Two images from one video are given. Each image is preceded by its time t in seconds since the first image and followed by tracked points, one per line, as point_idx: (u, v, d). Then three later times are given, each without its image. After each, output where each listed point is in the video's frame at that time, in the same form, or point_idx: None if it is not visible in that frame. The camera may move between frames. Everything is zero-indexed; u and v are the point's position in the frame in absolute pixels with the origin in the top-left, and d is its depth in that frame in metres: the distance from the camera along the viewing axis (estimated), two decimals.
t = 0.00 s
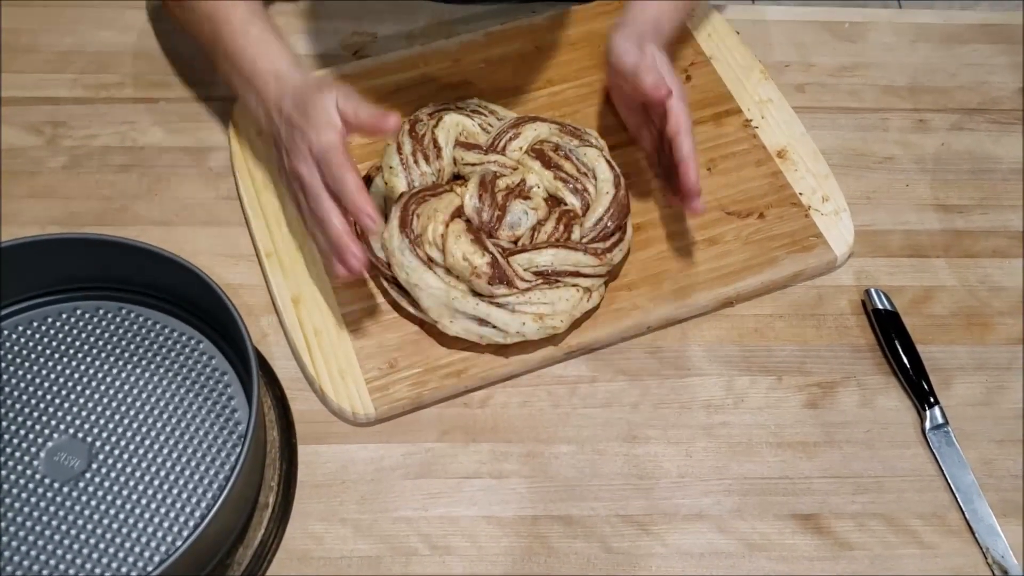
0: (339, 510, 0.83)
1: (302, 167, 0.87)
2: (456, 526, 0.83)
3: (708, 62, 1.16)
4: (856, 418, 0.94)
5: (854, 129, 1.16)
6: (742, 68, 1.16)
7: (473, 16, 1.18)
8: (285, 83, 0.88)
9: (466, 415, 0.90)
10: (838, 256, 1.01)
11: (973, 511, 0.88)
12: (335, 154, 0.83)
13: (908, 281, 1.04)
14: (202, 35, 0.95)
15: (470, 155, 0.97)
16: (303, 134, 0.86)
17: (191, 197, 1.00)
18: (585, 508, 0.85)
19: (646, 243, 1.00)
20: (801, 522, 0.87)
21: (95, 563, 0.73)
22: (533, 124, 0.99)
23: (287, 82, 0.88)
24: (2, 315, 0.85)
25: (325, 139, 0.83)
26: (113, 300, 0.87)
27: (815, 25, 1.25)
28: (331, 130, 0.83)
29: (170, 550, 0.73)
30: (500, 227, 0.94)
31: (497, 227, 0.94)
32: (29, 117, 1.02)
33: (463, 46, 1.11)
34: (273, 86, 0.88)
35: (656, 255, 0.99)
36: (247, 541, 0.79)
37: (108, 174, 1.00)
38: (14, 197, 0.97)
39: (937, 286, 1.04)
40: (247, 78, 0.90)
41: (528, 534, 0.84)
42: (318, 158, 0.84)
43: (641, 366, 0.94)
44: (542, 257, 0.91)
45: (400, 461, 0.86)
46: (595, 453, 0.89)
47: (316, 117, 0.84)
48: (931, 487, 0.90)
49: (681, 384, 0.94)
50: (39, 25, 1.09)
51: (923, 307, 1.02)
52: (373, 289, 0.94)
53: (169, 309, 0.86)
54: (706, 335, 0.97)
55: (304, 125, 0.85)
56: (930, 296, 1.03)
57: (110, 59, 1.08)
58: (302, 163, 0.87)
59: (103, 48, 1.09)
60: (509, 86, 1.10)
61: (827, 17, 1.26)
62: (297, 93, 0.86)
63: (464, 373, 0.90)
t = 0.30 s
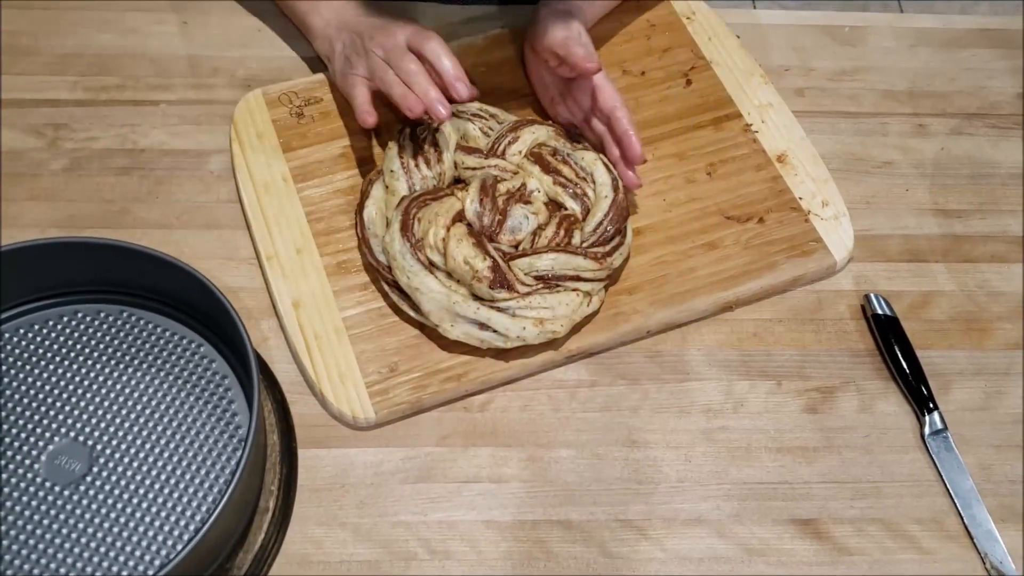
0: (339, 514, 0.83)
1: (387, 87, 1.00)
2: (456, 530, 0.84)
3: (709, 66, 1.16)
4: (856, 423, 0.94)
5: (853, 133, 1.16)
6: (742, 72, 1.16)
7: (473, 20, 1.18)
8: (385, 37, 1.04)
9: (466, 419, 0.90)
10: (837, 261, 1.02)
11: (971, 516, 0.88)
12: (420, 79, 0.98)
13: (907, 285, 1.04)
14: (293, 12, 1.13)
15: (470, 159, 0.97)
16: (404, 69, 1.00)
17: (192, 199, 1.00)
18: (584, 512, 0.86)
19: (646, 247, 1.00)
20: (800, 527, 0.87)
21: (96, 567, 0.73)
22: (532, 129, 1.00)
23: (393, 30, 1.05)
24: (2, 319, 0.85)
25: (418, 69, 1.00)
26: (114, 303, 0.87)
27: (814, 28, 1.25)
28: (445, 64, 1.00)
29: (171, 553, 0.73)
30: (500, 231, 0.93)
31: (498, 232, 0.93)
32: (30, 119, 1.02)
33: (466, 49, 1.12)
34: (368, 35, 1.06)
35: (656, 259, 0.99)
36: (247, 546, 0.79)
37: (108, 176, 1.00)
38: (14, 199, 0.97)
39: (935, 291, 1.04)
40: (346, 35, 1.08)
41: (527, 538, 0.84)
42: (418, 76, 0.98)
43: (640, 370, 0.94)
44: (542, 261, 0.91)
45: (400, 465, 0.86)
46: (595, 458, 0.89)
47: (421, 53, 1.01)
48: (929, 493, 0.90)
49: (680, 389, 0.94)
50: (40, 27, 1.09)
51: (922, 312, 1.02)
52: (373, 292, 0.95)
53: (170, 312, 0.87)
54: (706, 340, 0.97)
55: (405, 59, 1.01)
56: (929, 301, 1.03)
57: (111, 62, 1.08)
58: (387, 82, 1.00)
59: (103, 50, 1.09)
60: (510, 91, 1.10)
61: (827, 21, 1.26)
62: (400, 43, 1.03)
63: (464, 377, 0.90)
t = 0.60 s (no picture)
0: (338, 516, 0.83)
1: (457, 100, 0.97)
2: (455, 532, 0.83)
3: (710, 66, 1.15)
4: (856, 425, 0.94)
5: (854, 134, 1.16)
6: (744, 72, 1.16)
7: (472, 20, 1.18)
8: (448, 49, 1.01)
9: (466, 421, 0.89)
10: (838, 262, 1.01)
11: (972, 519, 0.88)
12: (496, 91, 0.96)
13: (908, 287, 1.04)
14: (317, 15, 1.09)
15: (471, 162, 0.99)
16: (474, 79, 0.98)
17: (192, 199, 1.00)
18: (584, 514, 0.85)
19: (647, 248, 1.00)
20: (801, 530, 0.87)
21: (95, 568, 0.73)
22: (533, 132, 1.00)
23: (455, 40, 1.02)
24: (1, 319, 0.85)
25: (490, 78, 0.97)
26: (113, 303, 0.87)
27: (815, 28, 1.25)
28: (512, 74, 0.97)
29: (171, 555, 0.73)
30: (501, 232, 0.94)
31: (498, 232, 0.93)
32: (29, 119, 1.02)
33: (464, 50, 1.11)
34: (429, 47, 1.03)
35: (656, 260, 0.99)
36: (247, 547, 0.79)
37: (108, 176, 1.00)
38: (13, 199, 0.96)
39: (937, 293, 1.03)
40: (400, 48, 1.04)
41: (527, 540, 0.84)
42: (491, 87, 0.96)
43: (641, 372, 0.94)
44: (542, 262, 0.91)
45: (399, 466, 0.86)
46: (595, 460, 0.88)
47: (489, 63, 0.99)
48: (930, 496, 0.90)
49: (681, 390, 0.93)
50: (39, 27, 1.09)
51: (924, 314, 1.02)
52: (374, 293, 0.94)
53: (170, 313, 0.86)
54: (707, 341, 0.97)
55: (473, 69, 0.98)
56: (930, 303, 1.03)
57: (111, 61, 1.08)
58: (458, 95, 0.97)
59: (103, 50, 1.08)
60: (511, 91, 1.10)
61: (828, 21, 1.26)
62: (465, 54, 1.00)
63: (464, 378, 0.90)
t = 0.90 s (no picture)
0: (339, 516, 0.83)
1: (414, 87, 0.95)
2: (456, 532, 0.83)
3: (712, 65, 1.15)
4: (858, 426, 0.93)
5: (857, 133, 1.15)
6: (747, 71, 1.15)
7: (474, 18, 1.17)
8: (406, 33, 0.99)
9: (467, 420, 0.89)
10: (841, 262, 1.01)
11: (975, 520, 0.87)
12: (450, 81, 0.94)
13: (911, 287, 1.03)
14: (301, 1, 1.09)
15: (474, 159, 0.97)
16: (427, 66, 0.95)
17: (193, 198, 1.00)
18: (585, 515, 0.85)
19: (649, 248, 1.00)
20: (803, 530, 0.87)
21: (95, 568, 0.72)
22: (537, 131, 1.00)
23: (418, 23, 0.99)
24: (2, 317, 0.85)
25: (444, 69, 0.95)
26: (114, 302, 0.87)
27: (818, 27, 1.24)
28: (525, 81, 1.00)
29: (171, 554, 0.73)
30: (503, 231, 0.93)
31: (500, 232, 0.93)
32: (30, 117, 1.02)
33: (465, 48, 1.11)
34: (390, 31, 1.01)
35: (659, 260, 0.99)
36: (248, 546, 0.79)
37: (109, 174, 1.00)
38: (14, 197, 0.96)
39: (940, 293, 1.03)
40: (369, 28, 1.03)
41: (528, 541, 0.83)
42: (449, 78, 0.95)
43: (642, 371, 0.94)
44: (544, 262, 0.91)
45: (400, 466, 0.86)
46: (596, 460, 0.88)
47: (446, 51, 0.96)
48: (933, 497, 0.90)
49: (683, 390, 0.93)
50: (40, 24, 1.09)
51: (927, 314, 1.01)
52: (375, 292, 0.94)
53: (170, 312, 0.86)
54: (709, 341, 0.97)
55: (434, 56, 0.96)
56: (933, 303, 1.02)
57: (112, 59, 1.08)
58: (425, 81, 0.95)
59: (104, 48, 1.08)
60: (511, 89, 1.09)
61: (831, 20, 1.25)
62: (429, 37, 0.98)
63: (465, 378, 0.90)
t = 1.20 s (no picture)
0: (337, 512, 0.83)
1: (318, 189, 0.88)
2: (454, 528, 0.83)
3: (711, 61, 1.15)
4: (856, 423, 0.93)
5: (857, 130, 1.15)
6: (746, 67, 1.15)
7: (473, 15, 1.17)
8: (326, 112, 0.89)
9: (465, 417, 0.89)
10: (839, 259, 1.01)
11: (973, 517, 0.87)
12: (351, 182, 0.86)
13: (909, 284, 1.03)
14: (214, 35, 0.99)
15: (471, 155, 0.97)
16: (332, 168, 0.87)
17: (191, 194, 1.00)
18: (583, 511, 0.85)
19: (648, 244, 1.00)
20: (800, 527, 0.87)
21: (94, 563, 0.73)
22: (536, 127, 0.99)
23: (331, 101, 0.89)
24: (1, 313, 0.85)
25: (341, 164, 0.86)
26: (112, 298, 0.87)
27: (818, 24, 1.24)
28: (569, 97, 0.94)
29: (170, 550, 0.73)
30: (501, 228, 0.93)
31: (498, 229, 0.93)
32: (29, 113, 1.02)
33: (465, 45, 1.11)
34: (302, 107, 0.91)
35: (657, 256, 0.99)
36: (245, 542, 0.79)
37: (108, 171, 1.00)
38: (13, 193, 0.96)
39: (938, 290, 1.03)
40: (290, 95, 0.92)
41: (526, 537, 0.83)
42: (352, 180, 0.86)
43: (640, 368, 0.94)
44: (542, 258, 0.91)
45: (398, 463, 0.86)
46: (594, 456, 0.88)
47: (348, 139, 0.87)
48: (931, 494, 0.90)
49: (681, 387, 0.93)
50: (39, 21, 1.09)
51: (926, 311, 1.01)
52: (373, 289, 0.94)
53: (168, 308, 0.86)
54: (708, 338, 0.97)
55: (350, 154, 0.87)
56: (932, 301, 1.02)
57: (111, 56, 1.07)
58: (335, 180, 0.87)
59: (103, 43, 1.08)
60: (510, 85, 1.09)
61: (830, 17, 1.25)
62: (348, 123, 0.87)
63: (463, 374, 0.90)
